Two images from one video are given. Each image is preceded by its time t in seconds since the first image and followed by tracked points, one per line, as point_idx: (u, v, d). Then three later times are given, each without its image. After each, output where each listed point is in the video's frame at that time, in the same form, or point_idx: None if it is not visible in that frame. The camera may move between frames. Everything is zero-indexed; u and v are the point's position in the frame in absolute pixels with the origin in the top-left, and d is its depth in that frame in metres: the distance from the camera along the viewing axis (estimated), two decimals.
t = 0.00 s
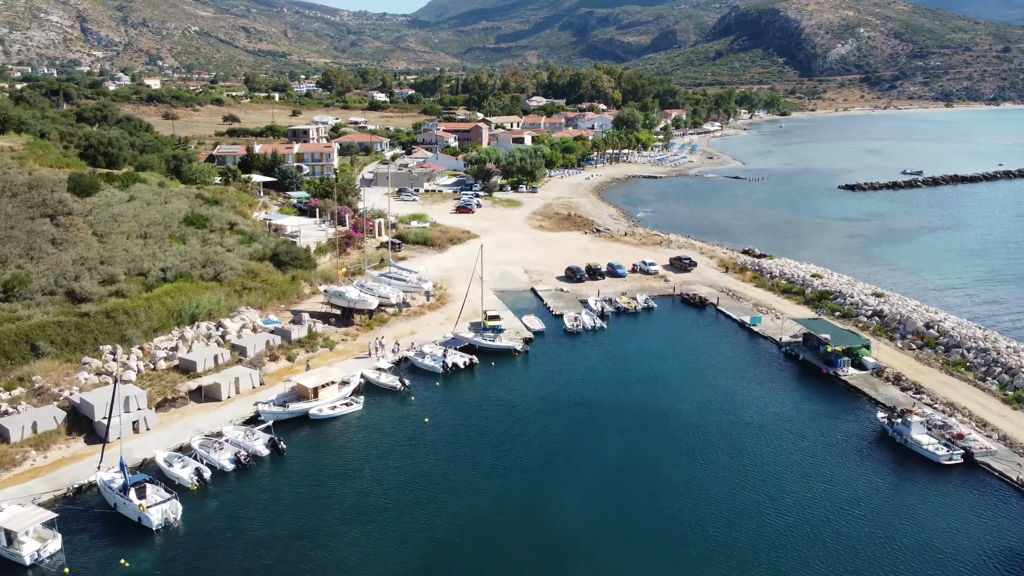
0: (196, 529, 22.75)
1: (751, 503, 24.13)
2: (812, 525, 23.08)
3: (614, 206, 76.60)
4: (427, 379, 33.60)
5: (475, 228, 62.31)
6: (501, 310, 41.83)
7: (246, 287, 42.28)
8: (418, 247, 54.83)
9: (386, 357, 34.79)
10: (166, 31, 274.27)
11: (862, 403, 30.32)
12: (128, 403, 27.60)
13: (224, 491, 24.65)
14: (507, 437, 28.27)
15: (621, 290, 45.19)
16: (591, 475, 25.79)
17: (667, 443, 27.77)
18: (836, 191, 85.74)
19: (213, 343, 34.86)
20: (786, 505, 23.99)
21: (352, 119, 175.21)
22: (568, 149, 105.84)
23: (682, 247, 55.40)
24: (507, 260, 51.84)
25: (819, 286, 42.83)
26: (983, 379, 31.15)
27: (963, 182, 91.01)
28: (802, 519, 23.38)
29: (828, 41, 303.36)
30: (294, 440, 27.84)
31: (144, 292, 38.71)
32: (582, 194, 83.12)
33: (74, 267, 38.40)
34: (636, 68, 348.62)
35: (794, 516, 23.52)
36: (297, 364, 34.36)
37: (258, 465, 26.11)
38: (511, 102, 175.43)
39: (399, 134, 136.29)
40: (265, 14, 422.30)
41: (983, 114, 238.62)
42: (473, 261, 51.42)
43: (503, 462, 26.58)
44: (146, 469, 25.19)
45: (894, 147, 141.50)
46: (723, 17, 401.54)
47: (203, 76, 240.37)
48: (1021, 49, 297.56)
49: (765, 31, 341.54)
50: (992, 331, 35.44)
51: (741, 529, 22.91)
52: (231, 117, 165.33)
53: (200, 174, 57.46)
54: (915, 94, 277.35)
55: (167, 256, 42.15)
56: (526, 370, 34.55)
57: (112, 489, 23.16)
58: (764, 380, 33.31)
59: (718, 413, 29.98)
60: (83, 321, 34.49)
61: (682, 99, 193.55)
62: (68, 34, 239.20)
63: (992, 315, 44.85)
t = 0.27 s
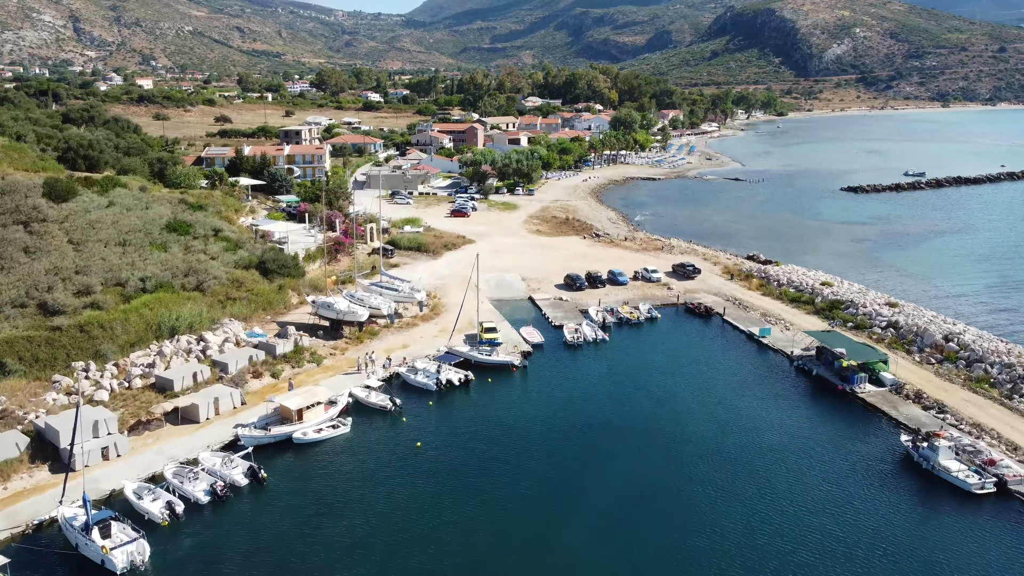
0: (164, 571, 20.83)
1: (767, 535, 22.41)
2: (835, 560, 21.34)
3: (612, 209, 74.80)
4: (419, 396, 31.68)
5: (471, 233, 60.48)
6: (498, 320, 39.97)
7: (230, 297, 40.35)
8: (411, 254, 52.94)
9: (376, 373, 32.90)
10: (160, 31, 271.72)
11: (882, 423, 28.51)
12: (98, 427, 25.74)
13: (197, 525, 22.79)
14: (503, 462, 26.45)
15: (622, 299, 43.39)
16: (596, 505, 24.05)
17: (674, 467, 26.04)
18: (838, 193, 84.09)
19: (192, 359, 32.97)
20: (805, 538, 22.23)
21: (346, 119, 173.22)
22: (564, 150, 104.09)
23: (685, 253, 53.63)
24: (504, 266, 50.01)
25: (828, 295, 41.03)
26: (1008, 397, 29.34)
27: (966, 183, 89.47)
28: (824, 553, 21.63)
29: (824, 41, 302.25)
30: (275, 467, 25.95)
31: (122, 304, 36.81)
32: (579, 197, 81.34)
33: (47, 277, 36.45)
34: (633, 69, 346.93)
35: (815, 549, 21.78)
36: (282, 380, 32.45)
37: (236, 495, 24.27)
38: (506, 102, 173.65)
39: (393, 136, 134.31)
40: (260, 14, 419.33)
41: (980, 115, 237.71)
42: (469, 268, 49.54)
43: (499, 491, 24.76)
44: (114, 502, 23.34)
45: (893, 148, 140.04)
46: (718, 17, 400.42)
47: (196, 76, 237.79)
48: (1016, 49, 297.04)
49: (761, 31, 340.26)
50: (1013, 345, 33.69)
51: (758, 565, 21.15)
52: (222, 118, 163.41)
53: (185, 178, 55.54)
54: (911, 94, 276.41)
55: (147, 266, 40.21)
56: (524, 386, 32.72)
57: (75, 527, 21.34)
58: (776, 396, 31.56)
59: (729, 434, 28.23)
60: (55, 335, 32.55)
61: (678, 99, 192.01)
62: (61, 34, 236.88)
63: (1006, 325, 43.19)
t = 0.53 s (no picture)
0: None
1: (789, 575, 20.61)
2: None
3: (610, 212, 72.99)
4: (410, 416, 29.82)
5: (465, 238, 58.59)
6: (493, 332, 38.08)
7: (211, 308, 38.40)
8: (403, 260, 51.05)
9: (364, 392, 31.01)
10: (151, 30, 268.97)
11: (903, 445, 26.79)
12: (61, 457, 23.85)
13: (165, 567, 20.87)
14: (504, 489, 24.72)
15: (623, 309, 41.54)
16: (601, 541, 22.20)
17: (684, 497, 24.20)
18: (839, 196, 82.45)
19: (168, 377, 31.05)
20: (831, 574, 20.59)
21: (338, 120, 171.26)
22: (560, 152, 102.28)
23: (686, 259, 51.83)
24: (499, 273, 48.11)
25: (838, 304, 39.31)
26: None
27: (969, 184, 88.04)
28: None
29: (819, 41, 301.22)
30: (254, 498, 24.06)
31: (95, 317, 34.83)
32: (576, 200, 79.61)
33: (15, 288, 34.43)
34: (627, 69, 345.66)
35: None
36: (264, 400, 30.50)
37: (209, 531, 22.37)
38: (501, 102, 171.83)
39: (386, 137, 132.32)
40: (252, 13, 416.14)
41: (975, 115, 237.10)
42: (463, 275, 47.65)
43: (500, 522, 23.04)
44: (75, 541, 21.44)
45: (892, 148, 138.75)
46: (712, 17, 399.47)
47: (187, 76, 235.05)
48: (1010, 49, 296.88)
49: (755, 31, 339.08)
50: None
51: None
52: (213, 119, 161.29)
53: (166, 181, 53.48)
54: (906, 94, 275.54)
55: (123, 276, 38.21)
56: (523, 404, 30.90)
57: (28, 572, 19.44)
58: (788, 415, 29.71)
59: (741, 459, 26.39)
60: (21, 353, 30.55)
61: (674, 99, 190.60)
62: (51, 33, 234.18)
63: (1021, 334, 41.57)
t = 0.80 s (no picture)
0: None
1: None
2: None
3: (606, 215, 71.21)
4: (399, 440, 27.90)
5: (456, 244, 56.67)
6: (487, 345, 36.21)
7: (189, 322, 36.39)
8: (393, 268, 49.11)
9: (350, 413, 29.06)
10: (141, 30, 266.12)
11: (927, 470, 25.08)
12: (16, 492, 21.85)
13: None
14: (502, 524, 22.95)
15: (623, 320, 39.72)
16: None
17: (697, 531, 22.50)
18: (838, 198, 80.99)
19: (139, 398, 29.03)
20: None
21: (328, 120, 169.25)
22: (553, 153, 100.47)
23: (686, 265, 50.05)
24: (492, 281, 46.23)
25: (848, 314, 37.64)
26: None
27: (968, 186, 86.71)
28: None
29: (811, 41, 300.63)
30: (228, 536, 22.14)
31: (64, 333, 32.81)
32: (570, 203, 77.87)
33: None
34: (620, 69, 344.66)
35: None
36: (242, 422, 28.52)
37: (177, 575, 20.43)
38: (493, 103, 169.98)
39: (376, 138, 130.46)
40: (242, 13, 412.50)
41: (967, 115, 236.83)
42: (455, 284, 45.72)
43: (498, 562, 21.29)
44: None
45: (888, 149, 137.59)
46: (704, 17, 398.88)
47: (175, 76, 231.97)
48: (1001, 49, 297.15)
49: (747, 31, 338.37)
50: None
51: None
52: (200, 119, 159.06)
53: (146, 186, 51.39)
54: (898, 94, 275.22)
55: (95, 287, 36.20)
56: (519, 425, 29.04)
57: None
58: (802, 437, 27.95)
59: (756, 488, 24.62)
60: None
61: (668, 100, 189.24)
62: (39, 33, 231.25)
63: None
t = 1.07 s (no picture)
0: None
1: None
2: None
3: (603, 219, 69.44)
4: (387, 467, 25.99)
5: (449, 250, 54.78)
6: (482, 360, 34.33)
7: (165, 336, 34.40)
8: (383, 277, 47.19)
9: (335, 437, 27.14)
10: (130, 30, 263.16)
11: (956, 500, 23.41)
12: None
13: None
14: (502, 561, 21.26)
15: (624, 332, 37.93)
16: None
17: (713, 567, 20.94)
18: (837, 201, 79.52)
19: (108, 423, 27.00)
20: None
21: (318, 121, 167.22)
22: (548, 155, 98.72)
23: (687, 272, 48.32)
24: (487, 290, 44.35)
25: (859, 326, 35.94)
26: None
27: (970, 188, 85.31)
28: None
29: (803, 41, 300.22)
30: None
31: (30, 351, 30.80)
32: (566, 206, 76.08)
33: None
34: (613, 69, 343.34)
35: None
36: (219, 448, 26.53)
37: None
38: (486, 103, 168.08)
39: (367, 140, 128.28)
40: (233, 13, 409.33)
41: (960, 115, 236.40)
42: (447, 293, 43.82)
43: None
44: None
45: (884, 150, 136.39)
46: (697, 17, 398.07)
47: (165, 76, 229.20)
48: (993, 50, 297.22)
49: (740, 31, 337.70)
50: None
51: None
52: (189, 120, 156.69)
53: (125, 191, 49.34)
54: (891, 94, 274.92)
55: (65, 301, 34.18)
56: (518, 448, 27.24)
57: None
58: (816, 459, 26.34)
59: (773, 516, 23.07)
60: None
61: (662, 100, 187.71)
62: (26, 32, 228.05)
63: None
